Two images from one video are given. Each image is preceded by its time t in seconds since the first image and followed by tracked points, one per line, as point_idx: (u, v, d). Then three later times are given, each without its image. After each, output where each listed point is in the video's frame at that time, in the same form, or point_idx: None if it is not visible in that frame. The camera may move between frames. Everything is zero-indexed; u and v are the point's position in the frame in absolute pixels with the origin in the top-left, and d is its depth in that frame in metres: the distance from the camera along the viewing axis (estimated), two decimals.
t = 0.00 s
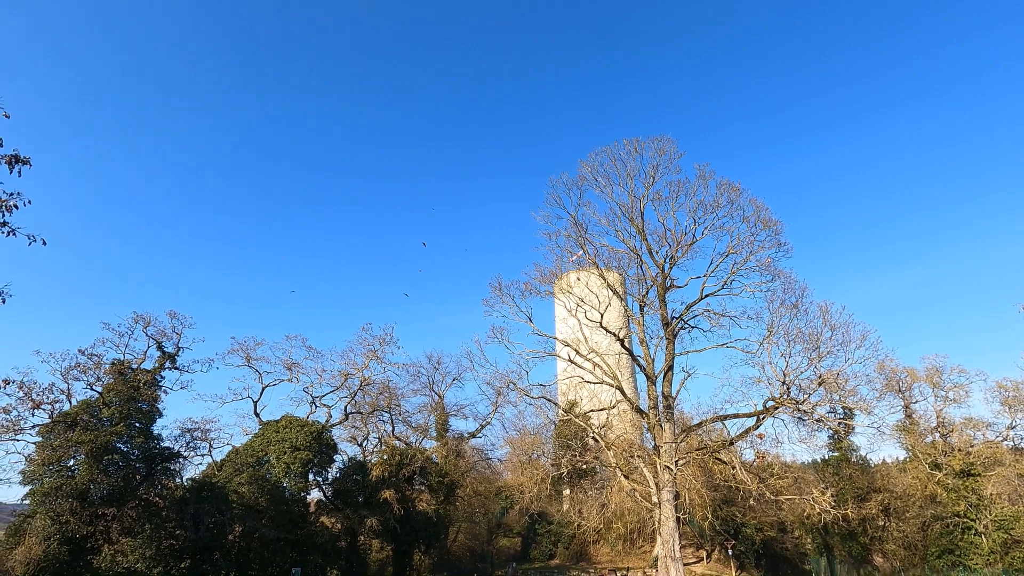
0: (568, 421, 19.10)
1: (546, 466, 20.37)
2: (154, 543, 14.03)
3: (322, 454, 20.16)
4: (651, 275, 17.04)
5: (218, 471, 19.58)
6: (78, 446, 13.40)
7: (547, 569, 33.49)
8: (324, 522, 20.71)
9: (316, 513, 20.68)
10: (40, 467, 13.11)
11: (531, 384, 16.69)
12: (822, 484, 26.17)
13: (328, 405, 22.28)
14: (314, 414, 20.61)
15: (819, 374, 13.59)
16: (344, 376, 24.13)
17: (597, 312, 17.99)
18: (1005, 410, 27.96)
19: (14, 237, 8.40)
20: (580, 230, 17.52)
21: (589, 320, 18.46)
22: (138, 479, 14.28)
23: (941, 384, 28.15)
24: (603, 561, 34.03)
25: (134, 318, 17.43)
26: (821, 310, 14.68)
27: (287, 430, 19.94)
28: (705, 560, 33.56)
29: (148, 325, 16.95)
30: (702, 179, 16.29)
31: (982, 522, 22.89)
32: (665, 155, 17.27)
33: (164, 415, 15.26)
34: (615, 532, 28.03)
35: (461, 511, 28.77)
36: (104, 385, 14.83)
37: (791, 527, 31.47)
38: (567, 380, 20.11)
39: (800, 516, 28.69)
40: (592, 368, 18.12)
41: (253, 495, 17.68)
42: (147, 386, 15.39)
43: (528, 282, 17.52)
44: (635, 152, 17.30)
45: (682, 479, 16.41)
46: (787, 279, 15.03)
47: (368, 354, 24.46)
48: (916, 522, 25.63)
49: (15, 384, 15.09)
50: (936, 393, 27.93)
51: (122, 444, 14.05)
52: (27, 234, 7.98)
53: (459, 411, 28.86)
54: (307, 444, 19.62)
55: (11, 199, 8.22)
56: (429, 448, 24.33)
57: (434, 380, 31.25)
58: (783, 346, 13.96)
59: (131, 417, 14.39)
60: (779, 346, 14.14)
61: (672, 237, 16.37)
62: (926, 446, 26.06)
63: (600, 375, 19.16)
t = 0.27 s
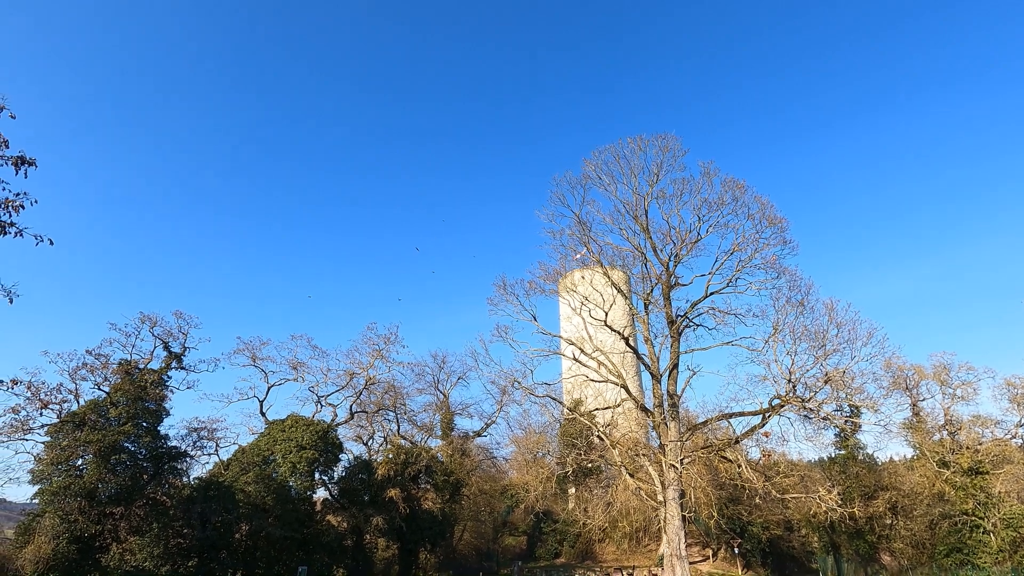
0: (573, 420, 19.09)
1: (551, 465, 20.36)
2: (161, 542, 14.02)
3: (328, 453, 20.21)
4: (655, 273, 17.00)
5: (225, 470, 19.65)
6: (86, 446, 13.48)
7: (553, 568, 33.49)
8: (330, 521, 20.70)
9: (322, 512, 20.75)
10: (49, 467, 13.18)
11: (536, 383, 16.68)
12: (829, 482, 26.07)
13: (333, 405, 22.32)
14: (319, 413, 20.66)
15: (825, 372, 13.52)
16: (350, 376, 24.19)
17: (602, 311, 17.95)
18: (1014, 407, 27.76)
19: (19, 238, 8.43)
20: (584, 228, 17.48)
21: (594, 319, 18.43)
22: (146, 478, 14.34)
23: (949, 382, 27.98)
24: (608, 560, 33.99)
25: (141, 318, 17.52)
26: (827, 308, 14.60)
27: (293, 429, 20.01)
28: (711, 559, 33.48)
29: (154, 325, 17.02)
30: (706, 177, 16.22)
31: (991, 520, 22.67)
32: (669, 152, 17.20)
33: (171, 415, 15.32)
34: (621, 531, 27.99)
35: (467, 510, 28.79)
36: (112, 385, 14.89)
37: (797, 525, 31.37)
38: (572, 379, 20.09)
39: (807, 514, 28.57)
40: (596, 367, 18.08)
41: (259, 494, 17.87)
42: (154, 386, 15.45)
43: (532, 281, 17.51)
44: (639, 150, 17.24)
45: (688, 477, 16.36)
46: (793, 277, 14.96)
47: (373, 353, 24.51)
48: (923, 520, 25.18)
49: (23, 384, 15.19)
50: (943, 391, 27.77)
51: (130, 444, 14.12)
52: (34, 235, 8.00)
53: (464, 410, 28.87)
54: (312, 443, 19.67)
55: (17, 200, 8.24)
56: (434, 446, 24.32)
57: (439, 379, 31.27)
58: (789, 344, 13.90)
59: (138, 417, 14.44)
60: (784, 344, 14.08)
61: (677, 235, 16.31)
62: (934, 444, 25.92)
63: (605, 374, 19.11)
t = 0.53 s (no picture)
0: (577, 419, 19.06)
1: (554, 464, 20.34)
2: (167, 541, 14.10)
3: (331, 452, 20.23)
4: (658, 271, 16.97)
5: (229, 469, 19.69)
6: (91, 445, 13.53)
7: (557, 566, 33.50)
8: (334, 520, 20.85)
9: (326, 511, 20.78)
10: (54, 466, 13.23)
11: (538, 382, 16.67)
12: (833, 481, 26.02)
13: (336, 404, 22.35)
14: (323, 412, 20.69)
15: (829, 370, 13.48)
16: (353, 375, 24.22)
17: (604, 310, 17.92)
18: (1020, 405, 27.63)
19: (23, 237, 8.47)
20: (587, 227, 17.47)
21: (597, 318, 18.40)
22: (150, 478, 14.40)
23: (954, 380, 27.86)
24: (612, 558, 33.96)
25: (145, 318, 17.54)
26: (831, 306, 14.55)
27: (296, 428, 20.05)
28: (715, 558, 33.42)
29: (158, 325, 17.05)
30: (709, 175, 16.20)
31: (996, 519, 22.90)
32: (671, 151, 17.17)
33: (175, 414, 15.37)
34: (624, 529, 27.95)
35: (470, 508, 28.80)
36: (116, 385, 14.94)
37: (801, 524, 31.32)
38: (575, 378, 20.05)
39: (811, 513, 28.52)
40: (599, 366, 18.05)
41: (263, 493, 17.74)
42: (158, 385, 15.49)
43: (535, 280, 17.50)
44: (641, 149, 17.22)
45: (691, 476, 16.32)
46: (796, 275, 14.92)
47: (376, 353, 24.54)
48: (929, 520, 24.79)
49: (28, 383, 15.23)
50: (948, 389, 27.66)
51: (134, 443, 14.17)
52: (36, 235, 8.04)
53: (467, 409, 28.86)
54: (316, 442, 19.70)
55: (20, 200, 8.27)
56: (437, 445, 24.31)
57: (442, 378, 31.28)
58: (792, 342, 13.87)
59: (143, 417, 14.50)
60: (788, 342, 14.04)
61: (679, 234, 16.28)
62: (939, 443, 25.80)
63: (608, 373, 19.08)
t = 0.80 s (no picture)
0: (580, 417, 19.05)
1: (557, 462, 20.34)
2: (171, 539, 14.18)
3: (335, 451, 20.27)
4: (661, 270, 16.96)
5: (233, 468, 19.74)
6: (96, 444, 13.58)
7: (560, 565, 33.54)
8: (338, 518, 21.12)
9: (330, 510, 20.83)
10: (60, 465, 13.28)
11: (542, 380, 16.67)
12: (837, 480, 26.03)
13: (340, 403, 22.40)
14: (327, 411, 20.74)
15: (833, 369, 13.45)
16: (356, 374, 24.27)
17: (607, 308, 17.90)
18: None
19: (27, 237, 8.52)
20: (590, 226, 17.45)
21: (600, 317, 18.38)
22: (155, 476, 14.46)
23: (959, 378, 27.77)
24: (616, 557, 33.96)
25: (149, 318, 17.57)
26: (835, 304, 14.53)
27: (300, 427, 20.09)
28: (719, 556, 33.38)
29: (162, 324, 17.10)
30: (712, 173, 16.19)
31: (1002, 517, 22.48)
32: (674, 149, 17.15)
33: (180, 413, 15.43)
34: (628, 528, 27.95)
35: (474, 507, 28.83)
36: (121, 384, 15.00)
37: (805, 523, 31.29)
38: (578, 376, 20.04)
39: (815, 512, 28.47)
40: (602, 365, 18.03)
41: (267, 492, 17.79)
42: (163, 384, 15.54)
43: (538, 279, 17.48)
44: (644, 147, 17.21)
45: (695, 475, 16.32)
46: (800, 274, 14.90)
47: (379, 352, 24.59)
48: (933, 518, 25.08)
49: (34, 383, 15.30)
50: (953, 387, 27.56)
51: (139, 442, 14.22)
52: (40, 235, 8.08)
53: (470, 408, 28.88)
54: (319, 441, 19.75)
55: (23, 199, 8.30)
56: (440, 444, 24.31)
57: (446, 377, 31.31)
58: (796, 341, 13.85)
59: (148, 416, 14.56)
60: (791, 341, 14.03)
61: (682, 232, 16.26)
62: (944, 441, 25.70)
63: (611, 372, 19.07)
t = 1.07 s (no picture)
0: (582, 416, 19.06)
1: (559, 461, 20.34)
2: (175, 538, 14.22)
3: (337, 450, 20.29)
4: (663, 268, 16.96)
5: (236, 467, 19.78)
6: (100, 443, 13.61)
7: (562, 564, 33.58)
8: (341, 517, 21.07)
9: (332, 509, 20.83)
10: (63, 464, 13.30)
11: (544, 379, 16.69)
12: (839, 479, 26.06)
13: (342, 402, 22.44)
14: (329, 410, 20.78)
15: (835, 367, 13.44)
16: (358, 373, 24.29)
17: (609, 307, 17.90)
18: None
19: (31, 237, 8.56)
20: (591, 225, 17.45)
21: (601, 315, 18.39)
22: (158, 475, 14.50)
23: (962, 376, 27.71)
24: (618, 556, 33.97)
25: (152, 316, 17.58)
26: (837, 303, 14.53)
27: (302, 426, 20.12)
28: (721, 555, 33.36)
29: (164, 323, 17.12)
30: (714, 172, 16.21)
31: (1004, 516, 22.14)
32: (676, 148, 17.16)
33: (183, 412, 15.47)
34: (630, 527, 27.95)
35: (476, 505, 28.86)
36: (124, 383, 15.04)
37: (808, 521, 31.30)
38: (580, 375, 20.03)
39: (817, 510, 28.45)
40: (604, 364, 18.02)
41: (270, 491, 17.83)
42: (165, 383, 15.57)
43: (540, 277, 17.50)
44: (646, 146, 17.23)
45: (697, 473, 16.31)
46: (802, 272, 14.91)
47: (381, 351, 24.62)
48: (936, 517, 24.86)
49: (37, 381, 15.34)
50: (956, 385, 27.49)
51: (142, 441, 14.25)
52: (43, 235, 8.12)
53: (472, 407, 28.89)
54: (321, 440, 19.79)
55: (26, 199, 8.33)
56: (442, 443, 24.32)
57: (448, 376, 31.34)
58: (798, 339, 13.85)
59: (151, 415, 14.60)
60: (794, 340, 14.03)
61: (684, 230, 16.27)
62: (947, 439, 25.65)
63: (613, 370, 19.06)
